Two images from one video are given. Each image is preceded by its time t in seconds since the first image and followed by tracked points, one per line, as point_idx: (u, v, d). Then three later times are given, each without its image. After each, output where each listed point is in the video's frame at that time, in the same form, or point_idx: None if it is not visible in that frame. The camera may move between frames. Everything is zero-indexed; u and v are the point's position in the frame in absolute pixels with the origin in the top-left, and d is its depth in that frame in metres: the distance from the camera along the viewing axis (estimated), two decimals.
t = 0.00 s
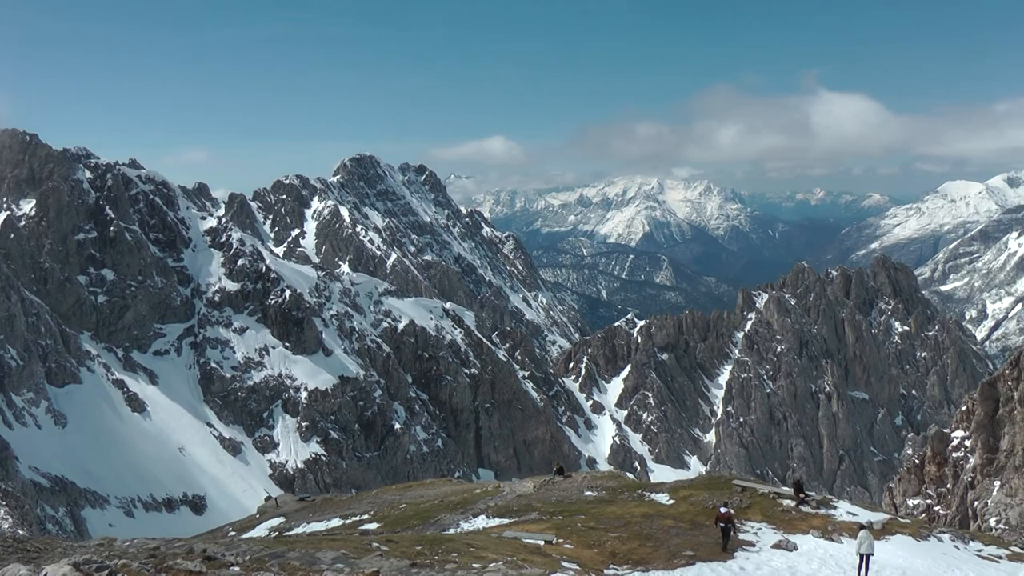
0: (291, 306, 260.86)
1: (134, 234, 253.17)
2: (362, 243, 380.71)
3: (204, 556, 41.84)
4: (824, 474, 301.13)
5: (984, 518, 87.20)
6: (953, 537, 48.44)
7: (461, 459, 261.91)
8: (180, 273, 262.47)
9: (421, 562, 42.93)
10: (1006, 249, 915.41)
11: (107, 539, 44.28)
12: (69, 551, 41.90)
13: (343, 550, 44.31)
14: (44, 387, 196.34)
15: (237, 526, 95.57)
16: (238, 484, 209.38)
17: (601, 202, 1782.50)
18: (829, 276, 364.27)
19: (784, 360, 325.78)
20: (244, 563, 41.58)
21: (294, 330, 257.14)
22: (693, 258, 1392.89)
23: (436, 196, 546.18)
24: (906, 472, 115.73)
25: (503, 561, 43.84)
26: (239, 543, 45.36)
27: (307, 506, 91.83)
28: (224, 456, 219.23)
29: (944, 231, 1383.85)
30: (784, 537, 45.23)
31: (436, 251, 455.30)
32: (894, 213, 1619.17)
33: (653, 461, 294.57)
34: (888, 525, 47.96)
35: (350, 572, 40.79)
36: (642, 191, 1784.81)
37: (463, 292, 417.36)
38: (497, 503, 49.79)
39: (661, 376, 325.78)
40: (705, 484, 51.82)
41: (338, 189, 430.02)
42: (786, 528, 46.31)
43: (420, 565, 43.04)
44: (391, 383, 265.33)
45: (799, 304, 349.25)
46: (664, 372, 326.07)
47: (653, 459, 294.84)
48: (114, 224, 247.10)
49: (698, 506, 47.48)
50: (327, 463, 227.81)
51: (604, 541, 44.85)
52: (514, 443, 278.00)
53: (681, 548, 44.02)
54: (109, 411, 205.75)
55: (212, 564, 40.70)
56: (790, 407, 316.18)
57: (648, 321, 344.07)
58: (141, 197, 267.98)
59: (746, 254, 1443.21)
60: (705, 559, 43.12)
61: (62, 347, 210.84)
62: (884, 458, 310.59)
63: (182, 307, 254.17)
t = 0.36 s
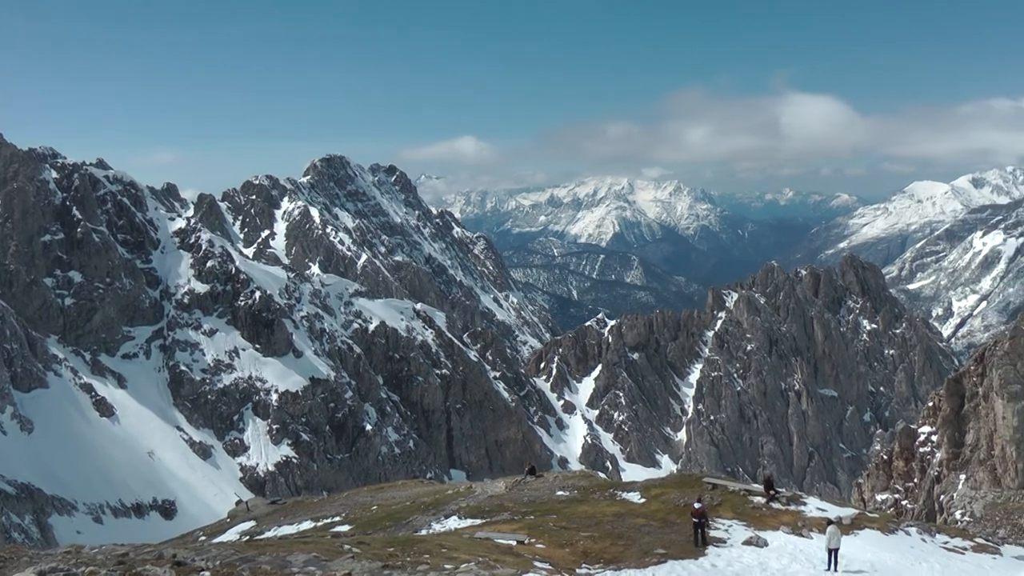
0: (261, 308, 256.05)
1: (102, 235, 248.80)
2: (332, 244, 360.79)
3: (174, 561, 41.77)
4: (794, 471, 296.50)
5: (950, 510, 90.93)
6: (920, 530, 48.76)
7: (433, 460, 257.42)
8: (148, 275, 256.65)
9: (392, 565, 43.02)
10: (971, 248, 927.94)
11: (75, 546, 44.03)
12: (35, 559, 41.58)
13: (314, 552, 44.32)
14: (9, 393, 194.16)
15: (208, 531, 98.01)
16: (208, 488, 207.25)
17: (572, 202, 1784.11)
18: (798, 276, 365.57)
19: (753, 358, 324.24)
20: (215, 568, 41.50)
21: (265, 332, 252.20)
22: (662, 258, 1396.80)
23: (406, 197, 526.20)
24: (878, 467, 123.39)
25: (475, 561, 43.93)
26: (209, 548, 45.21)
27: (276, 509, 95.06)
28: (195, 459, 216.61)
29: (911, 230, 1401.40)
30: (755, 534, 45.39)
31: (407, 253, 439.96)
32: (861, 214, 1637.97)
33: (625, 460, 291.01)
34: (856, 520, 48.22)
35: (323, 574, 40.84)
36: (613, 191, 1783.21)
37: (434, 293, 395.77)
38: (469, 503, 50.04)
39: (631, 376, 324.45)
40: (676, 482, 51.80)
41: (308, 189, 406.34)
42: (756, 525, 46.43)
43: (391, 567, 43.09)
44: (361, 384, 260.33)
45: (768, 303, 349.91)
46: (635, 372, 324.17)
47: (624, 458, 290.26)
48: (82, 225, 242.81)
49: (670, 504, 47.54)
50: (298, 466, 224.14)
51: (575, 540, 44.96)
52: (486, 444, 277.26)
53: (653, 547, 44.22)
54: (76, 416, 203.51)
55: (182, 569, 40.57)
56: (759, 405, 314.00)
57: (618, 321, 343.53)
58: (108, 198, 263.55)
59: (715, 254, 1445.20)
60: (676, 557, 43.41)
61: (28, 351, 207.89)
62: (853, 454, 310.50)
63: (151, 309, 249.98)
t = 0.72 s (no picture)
0: (220, 311, 251.10)
1: (57, 239, 242.44)
2: (292, 247, 348.97)
3: (133, 570, 41.54)
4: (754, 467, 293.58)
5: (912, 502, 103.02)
6: (878, 524, 48.94)
7: (394, 462, 258.42)
8: (104, 279, 252.25)
9: (355, 568, 42.96)
10: (926, 246, 947.70)
11: (30, 560, 43.50)
12: None
13: (276, 557, 44.18)
14: None
15: (170, 537, 96.99)
16: (167, 495, 206.07)
17: (530, 202, 1781.14)
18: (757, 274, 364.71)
19: (713, 356, 321.07)
20: None
21: (224, 335, 249.42)
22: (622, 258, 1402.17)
23: (367, 198, 502.43)
24: (838, 462, 134.88)
25: (438, 562, 43.91)
26: (168, 555, 45.02)
27: (237, 514, 95.76)
28: (153, 465, 214.74)
29: (868, 229, 1425.03)
30: (717, 530, 45.43)
31: (365, 254, 430.07)
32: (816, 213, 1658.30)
33: (586, 459, 289.89)
34: (817, 515, 48.34)
35: None
36: (567, 192, 1769.74)
37: (394, 294, 391.19)
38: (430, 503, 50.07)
39: (592, 376, 321.41)
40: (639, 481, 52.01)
41: (265, 191, 390.25)
42: (718, 522, 46.56)
43: (354, 569, 43.03)
44: (321, 387, 258.77)
45: (727, 302, 344.42)
46: (595, 372, 321.77)
47: (585, 457, 290.01)
48: (36, 229, 236.80)
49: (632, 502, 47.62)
50: (259, 471, 223.58)
51: (538, 540, 44.99)
52: (447, 445, 275.63)
53: (615, 546, 44.24)
54: (31, 424, 201.35)
55: None
56: (719, 403, 309.64)
57: (579, 321, 339.63)
58: (63, 200, 254.27)
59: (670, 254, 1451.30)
60: (639, 555, 43.49)
61: None
62: (812, 450, 309.93)
63: (108, 313, 246.08)
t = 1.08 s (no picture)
0: (146, 310, 237.71)
1: None
2: (219, 245, 333.73)
3: None
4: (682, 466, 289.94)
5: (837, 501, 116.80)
6: (805, 521, 48.89)
7: (324, 462, 244.49)
8: (27, 277, 231.38)
9: (281, 569, 42.78)
10: (853, 248, 989.17)
11: None
12: None
13: (204, 560, 44.02)
14: None
15: (92, 543, 100.39)
16: (93, 497, 194.31)
17: (461, 203, 1774.17)
18: (684, 275, 362.71)
19: (641, 357, 316.42)
20: None
21: (150, 335, 235.46)
22: (551, 258, 1402.36)
23: (293, 198, 491.03)
24: (763, 461, 152.25)
25: (366, 562, 43.73)
26: (93, 561, 44.62)
27: (163, 518, 96.80)
28: (77, 468, 201.50)
29: (795, 232, 1447.27)
30: (644, 530, 45.35)
31: (293, 254, 413.75)
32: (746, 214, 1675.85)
33: (513, 459, 280.47)
34: (743, 512, 48.43)
35: None
36: (502, 192, 1790.60)
37: (322, 294, 376.38)
38: (358, 504, 50.37)
39: (519, 376, 311.31)
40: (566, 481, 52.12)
41: (194, 189, 371.30)
42: (645, 521, 46.60)
43: (280, 570, 42.82)
44: (249, 388, 244.70)
45: (655, 303, 342.08)
46: (524, 372, 311.86)
47: (514, 457, 280.09)
48: None
49: (559, 503, 47.77)
50: (185, 472, 211.27)
51: (465, 541, 45.02)
52: (376, 445, 260.45)
53: (543, 546, 44.13)
54: None
55: None
56: (647, 403, 306.24)
57: (506, 320, 329.94)
58: None
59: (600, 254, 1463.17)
60: (566, 555, 43.34)
61: None
62: (739, 448, 306.75)
63: (32, 312, 227.32)
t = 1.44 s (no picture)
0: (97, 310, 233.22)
1: None
2: (172, 243, 328.37)
3: None
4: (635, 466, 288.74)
5: (788, 498, 124.89)
6: (759, 520, 48.54)
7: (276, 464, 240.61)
8: None
9: (234, 570, 42.35)
10: (807, 249, 1007.52)
11: None
12: None
13: (156, 564, 43.54)
14: None
15: (44, 546, 96.87)
16: (42, 500, 189.93)
17: (413, 201, 1761.93)
18: (639, 275, 366.15)
19: (595, 357, 315.70)
20: None
21: (102, 335, 230.49)
22: (507, 259, 1403.08)
23: (246, 196, 479.06)
24: (717, 461, 158.78)
25: (321, 564, 43.41)
26: (43, 565, 43.88)
27: (117, 519, 95.16)
28: (26, 471, 196.80)
29: (748, 232, 1472.50)
30: (599, 530, 44.85)
31: (247, 253, 412.77)
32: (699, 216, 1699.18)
33: (467, 460, 273.15)
34: (697, 511, 48.06)
35: None
36: (455, 190, 1785.42)
37: (276, 294, 368.75)
38: (313, 506, 50.30)
39: (473, 377, 303.72)
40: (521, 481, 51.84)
41: (146, 187, 366.76)
42: (600, 521, 46.21)
43: (233, 572, 42.43)
44: (201, 388, 240.40)
45: (609, 303, 342.98)
46: (477, 372, 304.61)
47: (468, 458, 272.88)
48: None
49: (513, 503, 47.60)
50: (138, 474, 207.06)
51: (420, 541, 44.77)
52: (330, 446, 255.47)
53: (497, 546, 43.70)
54: None
55: None
56: (601, 403, 304.31)
57: (460, 321, 322.54)
58: None
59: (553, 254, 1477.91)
60: (521, 555, 42.75)
61: None
62: (693, 448, 306.12)
63: None
